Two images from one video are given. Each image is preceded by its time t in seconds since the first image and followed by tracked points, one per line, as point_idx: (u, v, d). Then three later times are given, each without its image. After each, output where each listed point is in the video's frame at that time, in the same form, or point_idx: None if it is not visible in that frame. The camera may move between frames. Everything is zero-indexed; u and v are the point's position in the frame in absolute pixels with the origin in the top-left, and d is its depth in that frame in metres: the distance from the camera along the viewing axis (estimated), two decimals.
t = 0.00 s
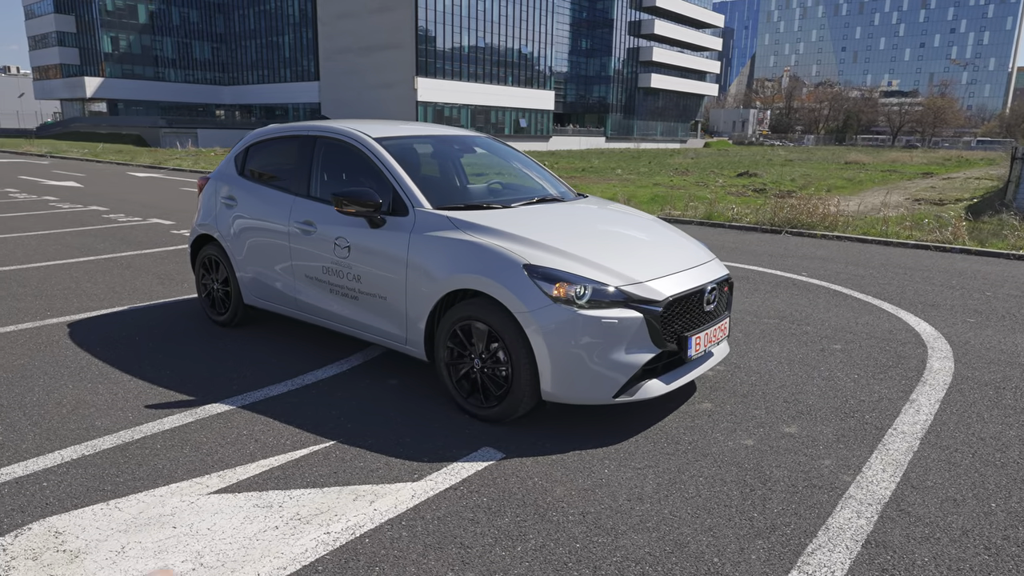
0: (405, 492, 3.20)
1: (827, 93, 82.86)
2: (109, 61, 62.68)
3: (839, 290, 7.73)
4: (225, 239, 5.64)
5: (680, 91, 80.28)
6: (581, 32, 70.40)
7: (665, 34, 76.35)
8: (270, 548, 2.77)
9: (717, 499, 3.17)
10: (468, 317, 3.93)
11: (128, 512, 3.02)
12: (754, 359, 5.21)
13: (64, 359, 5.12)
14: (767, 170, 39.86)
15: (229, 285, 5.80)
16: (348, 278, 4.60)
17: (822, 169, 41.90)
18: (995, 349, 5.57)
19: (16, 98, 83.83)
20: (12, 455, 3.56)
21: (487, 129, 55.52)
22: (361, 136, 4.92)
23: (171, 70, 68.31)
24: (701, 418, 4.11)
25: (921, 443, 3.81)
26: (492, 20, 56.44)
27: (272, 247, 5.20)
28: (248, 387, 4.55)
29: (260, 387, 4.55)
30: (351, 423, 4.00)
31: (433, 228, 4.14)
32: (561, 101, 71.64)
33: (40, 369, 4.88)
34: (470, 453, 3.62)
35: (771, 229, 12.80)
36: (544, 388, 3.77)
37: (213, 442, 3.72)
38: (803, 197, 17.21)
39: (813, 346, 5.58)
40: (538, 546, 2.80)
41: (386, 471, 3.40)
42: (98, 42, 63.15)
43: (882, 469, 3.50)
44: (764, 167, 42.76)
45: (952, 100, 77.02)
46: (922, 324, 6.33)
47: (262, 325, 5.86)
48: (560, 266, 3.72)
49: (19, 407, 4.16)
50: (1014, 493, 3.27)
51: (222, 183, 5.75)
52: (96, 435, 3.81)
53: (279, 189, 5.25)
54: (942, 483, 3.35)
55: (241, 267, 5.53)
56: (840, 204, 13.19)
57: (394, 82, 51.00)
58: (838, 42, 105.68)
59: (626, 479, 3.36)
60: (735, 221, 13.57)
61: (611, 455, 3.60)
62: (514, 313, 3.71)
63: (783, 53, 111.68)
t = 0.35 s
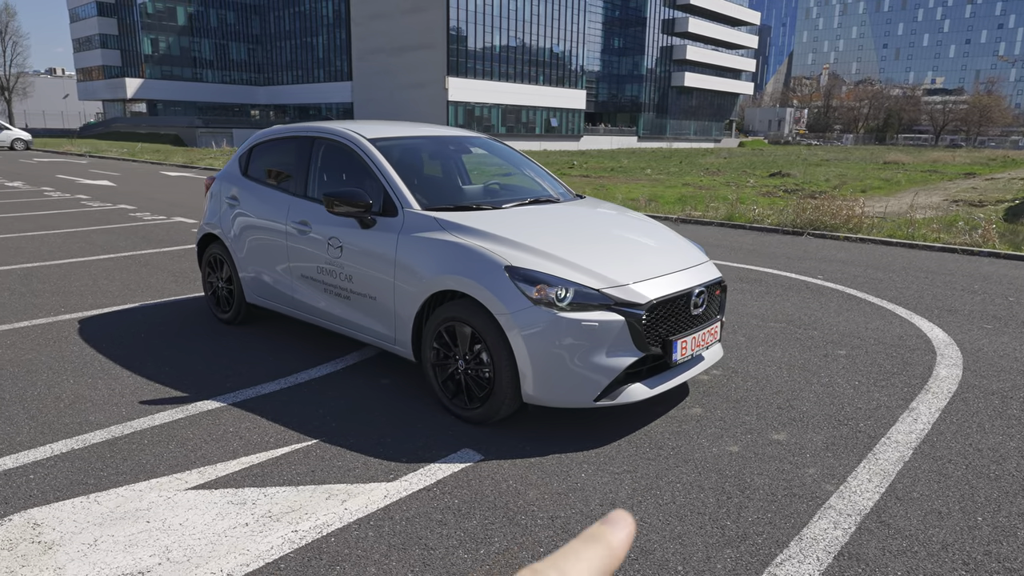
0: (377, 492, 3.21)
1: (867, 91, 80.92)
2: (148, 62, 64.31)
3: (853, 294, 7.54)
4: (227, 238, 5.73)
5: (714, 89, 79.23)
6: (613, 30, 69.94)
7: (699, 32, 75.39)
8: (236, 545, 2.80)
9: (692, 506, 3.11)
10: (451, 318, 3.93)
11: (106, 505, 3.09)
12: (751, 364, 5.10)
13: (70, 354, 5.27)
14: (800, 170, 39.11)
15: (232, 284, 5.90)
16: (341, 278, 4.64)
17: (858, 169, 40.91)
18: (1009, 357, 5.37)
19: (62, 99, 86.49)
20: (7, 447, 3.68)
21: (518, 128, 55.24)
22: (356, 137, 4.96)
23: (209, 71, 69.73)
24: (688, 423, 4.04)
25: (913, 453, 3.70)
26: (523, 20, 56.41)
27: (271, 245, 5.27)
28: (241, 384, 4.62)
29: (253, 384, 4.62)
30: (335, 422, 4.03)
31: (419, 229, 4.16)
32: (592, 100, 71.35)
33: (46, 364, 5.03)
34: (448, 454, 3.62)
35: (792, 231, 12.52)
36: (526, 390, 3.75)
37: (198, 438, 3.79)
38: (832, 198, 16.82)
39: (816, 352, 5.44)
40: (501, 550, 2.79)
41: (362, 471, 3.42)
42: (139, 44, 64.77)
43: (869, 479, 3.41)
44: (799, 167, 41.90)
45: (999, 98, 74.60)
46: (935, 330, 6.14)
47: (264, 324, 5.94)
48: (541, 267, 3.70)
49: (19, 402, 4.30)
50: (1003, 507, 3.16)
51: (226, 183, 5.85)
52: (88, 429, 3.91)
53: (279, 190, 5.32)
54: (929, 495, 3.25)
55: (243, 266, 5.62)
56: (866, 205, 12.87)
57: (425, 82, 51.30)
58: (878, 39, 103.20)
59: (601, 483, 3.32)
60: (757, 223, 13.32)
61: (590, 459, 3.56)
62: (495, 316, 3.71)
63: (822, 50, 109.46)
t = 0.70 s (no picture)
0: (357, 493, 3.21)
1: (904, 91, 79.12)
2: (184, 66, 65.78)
3: (871, 299, 7.33)
4: (233, 239, 5.80)
5: (745, 90, 78.14)
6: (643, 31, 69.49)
7: (730, 32, 74.47)
8: (212, 543, 2.82)
9: (675, 515, 3.03)
10: (441, 320, 3.91)
11: (90, 501, 3.13)
12: (755, 369, 4.98)
13: (78, 352, 5.39)
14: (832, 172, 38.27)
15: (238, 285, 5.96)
16: (338, 279, 4.66)
17: (893, 171, 39.88)
18: None
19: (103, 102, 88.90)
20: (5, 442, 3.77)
21: (545, 130, 55.15)
22: (355, 138, 4.98)
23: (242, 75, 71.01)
24: (682, 429, 3.96)
25: (915, 465, 3.56)
26: (552, 21, 56.32)
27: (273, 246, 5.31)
28: (238, 384, 4.66)
29: (250, 384, 4.66)
30: (326, 422, 4.04)
31: (411, 231, 4.15)
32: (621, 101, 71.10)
33: (53, 361, 5.14)
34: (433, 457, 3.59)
35: (815, 234, 12.23)
36: (513, 394, 3.71)
37: (189, 435, 3.84)
38: (860, 201, 16.41)
39: (825, 358, 5.29)
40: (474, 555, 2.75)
41: (345, 471, 3.42)
42: (174, 48, 66.18)
43: (864, 491, 3.29)
44: (833, 169, 41.09)
45: None
46: (953, 337, 5.92)
47: (268, 325, 6.00)
48: (530, 269, 3.66)
49: (23, 398, 4.40)
50: (1003, 523, 3.02)
51: (233, 185, 5.92)
52: (84, 426, 3.99)
53: (281, 191, 5.36)
54: (925, 509, 3.13)
55: (248, 267, 5.68)
56: (892, 207, 12.54)
57: (454, 84, 51.55)
58: (917, 38, 100.78)
59: (586, 490, 3.26)
60: (778, 225, 13.02)
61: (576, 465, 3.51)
62: (482, 317, 3.67)
63: (858, 50, 107.35)
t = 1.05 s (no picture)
0: (334, 497, 3.15)
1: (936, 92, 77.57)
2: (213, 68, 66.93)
3: (885, 304, 7.13)
4: (234, 237, 5.80)
5: (772, 91, 77.20)
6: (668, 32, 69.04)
7: (758, 33, 73.62)
8: (180, 545, 2.78)
9: (657, 527, 2.93)
10: (427, 322, 3.85)
11: (67, 500, 3.12)
12: (756, 376, 4.85)
13: (79, 348, 5.41)
14: (860, 174, 37.61)
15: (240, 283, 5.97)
16: (331, 279, 4.62)
17: (923, 174, 39.07)
18: None
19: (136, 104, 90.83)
20: None
21: (569, 131, 55.22)
22: (351, 137, 4.94)
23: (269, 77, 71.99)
24: (675, 437, 3.84)
25: (914, 479, 3.40)
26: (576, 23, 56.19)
27: (271, 245, 5.30)
28: (230, 383, 4.65)
29: (242, 383, 4.64)
30: (312, 423, 4.00)
31: (402, 230, 4.11)
32: (646, 103, 70.68)
33: (53, 358, 5.18)
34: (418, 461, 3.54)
35: (832, 237, 11.99)
36: (498, 399, 3.64)
37: (175, 434, 3.82)
38: (885, 203, 16.07)
39: (831, 365, 5.14)
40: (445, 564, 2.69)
41: (325, 475, 3.37)
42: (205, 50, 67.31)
43: (859, 506, 3.14)
44: (860, 172, 40.47)
45: None
46: (968, 344, 5.71)
47: (268, 324, 5.99)
48: (517, 272, 3.58)
49: (17, 394, 4.43)
50: (1001, 543, 2.87)
51: (236, 184, 5.93)
52: (74, 422, 3.99)
53: (279, 190, 5.35)
54: (921, 526, 2.98)
55: (248, 266, 5.67)
56: (914, 210, 12.22)
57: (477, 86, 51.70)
58: (950, 38, 98.72)
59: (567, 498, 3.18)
60: (796, 228, 12.78)
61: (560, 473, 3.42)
62: (468, 320, 3.60)
63: (889, 51, 105.52)
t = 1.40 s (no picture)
0: (315, 498, 3.15)
1: (970, 89, 75.77)
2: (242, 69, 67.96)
3: (898, 308, 6.94)
4: (239, 237, 5.85)
5: (800, 89, 76.12)
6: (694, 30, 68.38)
7: (785, 30, 72.60)
8: (159, 544, 2.80)
9: (636, 537, 2.88)
10: (416, 323, 3.84)
11: (56, 496, 3.16)
12: (756, 382, 4.75)
13: (86, 344, 5.49)
14: (886, 173, 36.91)
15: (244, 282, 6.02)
16: (326, 280, 4.63)
17: (953, 173, 38.18)
18: None
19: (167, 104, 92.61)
20: None
21: (592, 130, 55.15)
22: (350, 138, 4.94)
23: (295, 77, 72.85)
24: (665, 443, 3.78)
25: (910, 491, 3.27)
26: (601, 21, 55.92)
27: (272, 246, 5.33)
28: (228, 381, 4.68)
29: (240, 381, 4.67)
30: (303, 423, 4.00)
31: (394, 231, 4.10)
32: (671, 102, 70.17)
33: (59, 352, 5.26)
34: (402, 463, 3.53)
35: (851, 238, 11.77)
36: (484, 402, 3.62)
37: (169, 431, 3.85)
38: (908, 203, 15.72)
39: (836, 371, 5.01)
40: (418, 568, 2.66)
41: (309, 475, 3.37)
42: (234, 51, 68.32)
43: (848, 519, 3.03)
44: (889, 171, 39.69)
45: None
46: (981, 350, 5.53)
47: (272, 323, 6.04)
48: (503, 274, 3.55)
49: (21, 388, 4.51)
50: (997, 559, 2.74)
51: (242, 184, 5.98)
52: (73, 418, 4.04)
53: (280, 190, 5.38)
54: (912, 541, 2.86)
55: (251, 265, 5.71)
56: (938, 211, 11.93)
57: (501, 86, 51.76)
58: (985, 34, 96.34)
59: (549, 505, 3.13)
60: (813, 229, 12.55)
61: (544, 477, 3.38)
62: (454, 323, 3.59)
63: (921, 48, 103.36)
